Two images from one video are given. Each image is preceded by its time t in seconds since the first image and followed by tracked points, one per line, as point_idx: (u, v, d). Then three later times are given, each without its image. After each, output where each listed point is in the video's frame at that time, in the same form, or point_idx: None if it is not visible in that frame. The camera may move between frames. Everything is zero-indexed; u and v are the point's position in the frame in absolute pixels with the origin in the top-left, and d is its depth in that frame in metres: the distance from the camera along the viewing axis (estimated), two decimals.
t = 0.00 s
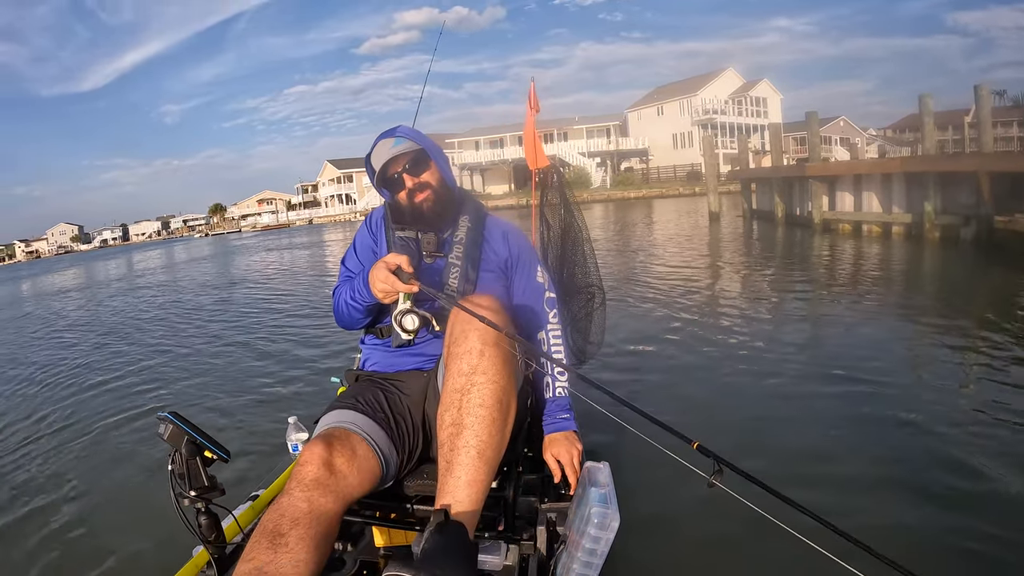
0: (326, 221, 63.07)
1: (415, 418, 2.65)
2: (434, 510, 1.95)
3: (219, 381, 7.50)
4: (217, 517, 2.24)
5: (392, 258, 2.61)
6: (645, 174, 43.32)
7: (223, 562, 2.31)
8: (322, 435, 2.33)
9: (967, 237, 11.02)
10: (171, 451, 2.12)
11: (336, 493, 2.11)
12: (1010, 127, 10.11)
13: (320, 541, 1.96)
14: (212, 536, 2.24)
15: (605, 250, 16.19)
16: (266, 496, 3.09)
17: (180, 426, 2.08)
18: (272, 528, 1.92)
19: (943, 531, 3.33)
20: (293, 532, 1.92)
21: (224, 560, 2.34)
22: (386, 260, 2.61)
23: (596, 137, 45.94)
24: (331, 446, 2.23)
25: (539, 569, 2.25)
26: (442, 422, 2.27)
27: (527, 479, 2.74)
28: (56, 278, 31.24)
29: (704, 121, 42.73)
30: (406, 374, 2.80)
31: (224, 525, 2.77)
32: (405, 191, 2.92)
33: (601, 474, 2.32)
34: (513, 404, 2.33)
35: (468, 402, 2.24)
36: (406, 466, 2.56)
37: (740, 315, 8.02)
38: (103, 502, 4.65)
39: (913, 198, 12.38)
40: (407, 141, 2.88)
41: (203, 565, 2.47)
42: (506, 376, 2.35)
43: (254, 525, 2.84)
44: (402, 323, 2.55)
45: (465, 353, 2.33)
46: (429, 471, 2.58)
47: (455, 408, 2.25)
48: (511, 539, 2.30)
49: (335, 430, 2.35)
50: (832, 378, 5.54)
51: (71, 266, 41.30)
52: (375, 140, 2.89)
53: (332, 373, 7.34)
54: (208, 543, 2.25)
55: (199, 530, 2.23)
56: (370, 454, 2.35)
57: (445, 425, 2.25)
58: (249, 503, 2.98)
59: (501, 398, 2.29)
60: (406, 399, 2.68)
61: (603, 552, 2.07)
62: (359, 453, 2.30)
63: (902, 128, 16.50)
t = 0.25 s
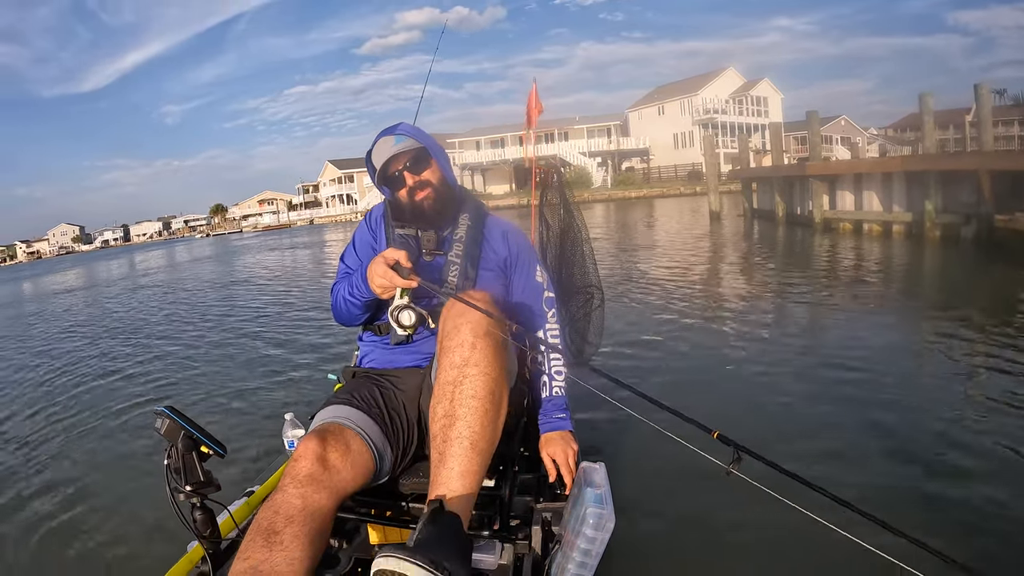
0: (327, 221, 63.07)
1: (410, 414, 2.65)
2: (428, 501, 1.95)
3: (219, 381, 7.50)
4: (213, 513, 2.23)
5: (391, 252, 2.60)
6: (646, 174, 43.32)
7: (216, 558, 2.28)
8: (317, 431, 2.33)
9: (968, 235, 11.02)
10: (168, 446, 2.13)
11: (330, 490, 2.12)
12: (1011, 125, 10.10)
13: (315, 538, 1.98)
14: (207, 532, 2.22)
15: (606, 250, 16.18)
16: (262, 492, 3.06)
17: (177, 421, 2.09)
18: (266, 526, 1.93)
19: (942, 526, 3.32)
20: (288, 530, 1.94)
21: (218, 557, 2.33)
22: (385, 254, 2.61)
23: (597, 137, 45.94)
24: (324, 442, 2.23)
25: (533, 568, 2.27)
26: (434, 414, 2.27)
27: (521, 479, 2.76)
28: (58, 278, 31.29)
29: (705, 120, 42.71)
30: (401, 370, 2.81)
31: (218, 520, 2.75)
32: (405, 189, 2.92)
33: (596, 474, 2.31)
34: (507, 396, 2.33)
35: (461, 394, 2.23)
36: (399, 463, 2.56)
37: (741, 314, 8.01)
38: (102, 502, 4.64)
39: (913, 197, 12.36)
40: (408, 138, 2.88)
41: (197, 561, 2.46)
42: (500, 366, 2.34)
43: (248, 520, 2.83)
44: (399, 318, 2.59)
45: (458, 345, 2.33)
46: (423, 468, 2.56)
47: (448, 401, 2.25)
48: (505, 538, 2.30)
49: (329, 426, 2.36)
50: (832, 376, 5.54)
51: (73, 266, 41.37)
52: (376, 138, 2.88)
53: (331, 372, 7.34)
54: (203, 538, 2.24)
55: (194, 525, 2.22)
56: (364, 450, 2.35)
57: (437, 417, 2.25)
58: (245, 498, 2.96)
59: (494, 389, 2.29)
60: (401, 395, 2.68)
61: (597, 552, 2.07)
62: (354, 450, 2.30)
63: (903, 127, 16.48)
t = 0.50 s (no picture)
0: (328, 221, 63.14)
1: (407, 411, 2.65)
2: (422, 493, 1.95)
3: (219, 381, 7.51)
4: (210, 511, 2.27)
5: (392, 253, 2.58)
6: (647, 174, 43.34)
7: (215, 555, 2.32)
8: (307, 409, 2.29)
9: (968, 235, 11.02)
10: (167, 444, 2.13)
11: (325, 473, 2.13)
12: (1011, 125, 10.10)
13: (314, 524, 2.02)
14: (204, 530, 2.27)
15: (607, 250, 16.19)
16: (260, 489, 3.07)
17: (177, 420, 2.08)
18: (266, 518, 1.96)
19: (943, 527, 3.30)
20: (287, 522, 1.96)
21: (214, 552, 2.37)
22: (386, 254, 2.58)
23: (598, 138, 45.98)
24: (315, 423, 2.20)
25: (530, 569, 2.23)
26: (428, 413, 2.26)
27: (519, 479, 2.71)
28: (60, 279, 31.39)
29: (706, 120, 42.73)
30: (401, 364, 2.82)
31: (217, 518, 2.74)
32: (406, 188, 2.92)
33: (594, 475, 2.34)
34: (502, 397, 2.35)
35: (456, 393, 2.24)
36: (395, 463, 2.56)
37: (741, 313, 8.01)
38: (102, 502, 4.65)
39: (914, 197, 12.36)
40: (410, 138, 2.87)
41: (194, 558, 2.46)
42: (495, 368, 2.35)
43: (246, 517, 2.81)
44: (400, 318, 2.57)
45: (454, 346, 2.32)
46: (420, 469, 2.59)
47: (444, 400, 2.24)
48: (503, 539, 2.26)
49: (320, 408, 2.34)
50: (831, 375, 5.54)
51: (75, 267, 41.49)
52: (378, 137, 2.88)
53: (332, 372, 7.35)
54: (199, 536, 2.28)
55: (191, 523, 2.27)
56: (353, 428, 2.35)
57: (431, 416, 2.24)
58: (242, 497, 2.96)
59: (489, 388, 2.29)
60: (402, 391, 2.70)
61: (596, 554, 2.07)
62: (344, 429, 2.30)
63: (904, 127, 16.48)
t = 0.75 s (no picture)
0: (329, 221, 63.12)
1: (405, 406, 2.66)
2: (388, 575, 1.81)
3: (218, 382, 7.50)
4: (206, 516, 2.27)
5: (388, 264, 2.62)
6: (647, 173, 43.32)
7: (212, 562, 2.33)
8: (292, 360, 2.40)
9: (969, 234, 11.00)
10: (163, 449, 2.13)
11: (317, 418, 2.25)
12: (1012, 125, 10.08)
13: (316, 467, 2.17)
14: (201, 535, 2.27)
15: (607, 250, 16.16)
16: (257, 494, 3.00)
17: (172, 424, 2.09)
18: (269, 472, 2.11)
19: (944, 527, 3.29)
20: (291, 473, 2.10)
21: (213, 559, 2.37)
22: (384, 266, 2.63)
23: (598, 138, 45.95)
24: (301, 372, 2.30)
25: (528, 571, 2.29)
26: (410, 483, 2.09)
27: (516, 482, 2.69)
28: (61, 279, 31.37)
29: (706, 120, 42.70)
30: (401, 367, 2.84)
31: (213, 523, 2.69)
32: (403, 195, 2.92)
33: (591, 478, 2.36)
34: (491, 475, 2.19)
35: (445, 464, 2.08)
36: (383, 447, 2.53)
37: (741, 314, 7.99)
38: (99, 504, 4.64)
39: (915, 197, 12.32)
40: (407, 143, 2.85)
41: (192, 563, 2.40)
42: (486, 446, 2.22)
43: (243, 524, 2.76)
44: (406, 330, 2.70)
45: (445, 418, 2.20)
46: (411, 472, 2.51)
47: (430, 471, 2.08)
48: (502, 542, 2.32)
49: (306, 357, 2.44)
50: (830, 376, 5.53)
51: (76, 267, 41.51)
52: (375, 142, 2.87)
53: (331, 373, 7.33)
54: (197, 541, 2.29)
55: (189, 528, 2.27)
56: (338, 369, 2.46)
57: (413, 488, 2.07)
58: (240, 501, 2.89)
59: (479, 462, 2.14)
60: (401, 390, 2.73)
61: (593, 556, 2.08)
62: (331, 371, 2.40)
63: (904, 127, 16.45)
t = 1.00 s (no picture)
0: (330, 221, 63.23)
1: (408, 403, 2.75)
2: None
3: (217, 382, 7.52)
4: (206, 516, 2.26)
5: (369, 260, 2.64)
6: (648, 174, 43.45)
7: (210, 560, 2.34)
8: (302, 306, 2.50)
9: (968, 234, 11.00)
10: (161, 450, 2.12)
11: (326, 361, 2.37)
12: (1011, 125, 10.08)
13: (324, 410, 2.31)
14: (200, 536, 2.27)
15: (608, 250, 16.18)
16: (256, 495, 2.99)
17: (170, 426, 2.08)
18: (281, 416, 2.26)
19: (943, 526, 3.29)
20: (301, 416, 2.26)
21: (211, 559, 2.38)
22: (364, 262, 2.64)
23: (599, 138, 45.97)
24: (310, 317, 2.40)
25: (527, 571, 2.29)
26: (393, 555, 1.85)
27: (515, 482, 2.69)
28: (63, 279, 31.47)
29: (707, 121, 42.70)
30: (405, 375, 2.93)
31: (213, 523, 2.69)
32: (397, 198, 2.93)
33: (588, 476, 2.36)
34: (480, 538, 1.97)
35: (430, 527, 1.87)
36: (386, 418, 2.70)
37: (740, 314, 8.00)
38: (99, 503, 4.65)
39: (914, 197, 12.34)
40: (401, 145, 2.85)
41: (191, 565, 2.42)
42: (472, 507, 2.02)
43: (242, 524, 2.76)
44: (384, 328, 2.61)
45: (425, 480, 2.00)
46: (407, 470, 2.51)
47: (415, 536, 1.86)
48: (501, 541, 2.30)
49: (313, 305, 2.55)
50: (828, 376, 5.53)
51: (77, 267, 41.55)
52: (368, 143, 2.86)
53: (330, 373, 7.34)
54: (197, 541, 2.29)
55: (188, 528, 2.26)
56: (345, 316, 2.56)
57: (397, 560, 1.83)
58: (239, 502, 2.89)
59: (465, 524, 1.92)
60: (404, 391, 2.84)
61: (591, 554, 2.09)
62: (338, 317, 2.50)
63: (905, 127, 16.45)
